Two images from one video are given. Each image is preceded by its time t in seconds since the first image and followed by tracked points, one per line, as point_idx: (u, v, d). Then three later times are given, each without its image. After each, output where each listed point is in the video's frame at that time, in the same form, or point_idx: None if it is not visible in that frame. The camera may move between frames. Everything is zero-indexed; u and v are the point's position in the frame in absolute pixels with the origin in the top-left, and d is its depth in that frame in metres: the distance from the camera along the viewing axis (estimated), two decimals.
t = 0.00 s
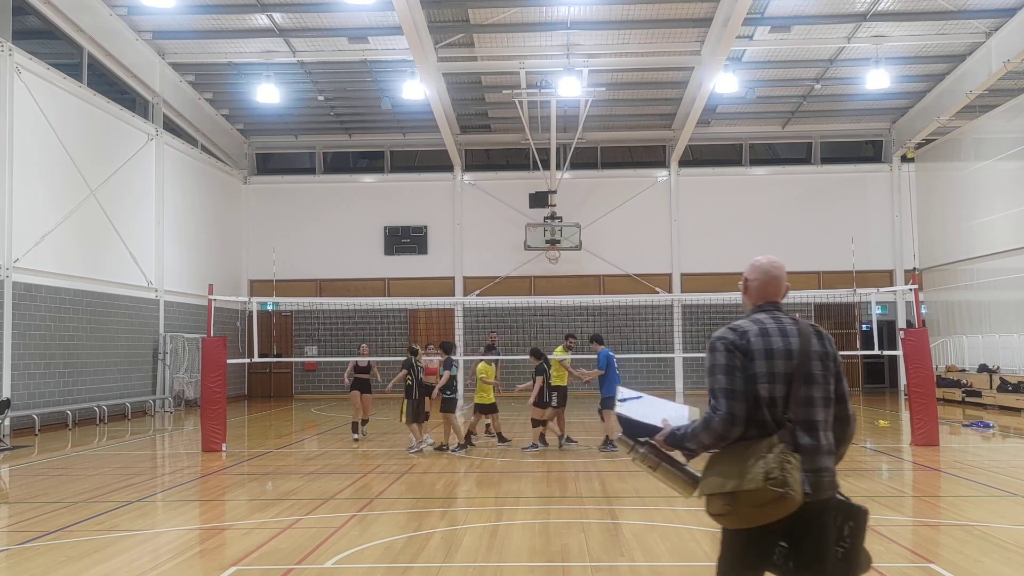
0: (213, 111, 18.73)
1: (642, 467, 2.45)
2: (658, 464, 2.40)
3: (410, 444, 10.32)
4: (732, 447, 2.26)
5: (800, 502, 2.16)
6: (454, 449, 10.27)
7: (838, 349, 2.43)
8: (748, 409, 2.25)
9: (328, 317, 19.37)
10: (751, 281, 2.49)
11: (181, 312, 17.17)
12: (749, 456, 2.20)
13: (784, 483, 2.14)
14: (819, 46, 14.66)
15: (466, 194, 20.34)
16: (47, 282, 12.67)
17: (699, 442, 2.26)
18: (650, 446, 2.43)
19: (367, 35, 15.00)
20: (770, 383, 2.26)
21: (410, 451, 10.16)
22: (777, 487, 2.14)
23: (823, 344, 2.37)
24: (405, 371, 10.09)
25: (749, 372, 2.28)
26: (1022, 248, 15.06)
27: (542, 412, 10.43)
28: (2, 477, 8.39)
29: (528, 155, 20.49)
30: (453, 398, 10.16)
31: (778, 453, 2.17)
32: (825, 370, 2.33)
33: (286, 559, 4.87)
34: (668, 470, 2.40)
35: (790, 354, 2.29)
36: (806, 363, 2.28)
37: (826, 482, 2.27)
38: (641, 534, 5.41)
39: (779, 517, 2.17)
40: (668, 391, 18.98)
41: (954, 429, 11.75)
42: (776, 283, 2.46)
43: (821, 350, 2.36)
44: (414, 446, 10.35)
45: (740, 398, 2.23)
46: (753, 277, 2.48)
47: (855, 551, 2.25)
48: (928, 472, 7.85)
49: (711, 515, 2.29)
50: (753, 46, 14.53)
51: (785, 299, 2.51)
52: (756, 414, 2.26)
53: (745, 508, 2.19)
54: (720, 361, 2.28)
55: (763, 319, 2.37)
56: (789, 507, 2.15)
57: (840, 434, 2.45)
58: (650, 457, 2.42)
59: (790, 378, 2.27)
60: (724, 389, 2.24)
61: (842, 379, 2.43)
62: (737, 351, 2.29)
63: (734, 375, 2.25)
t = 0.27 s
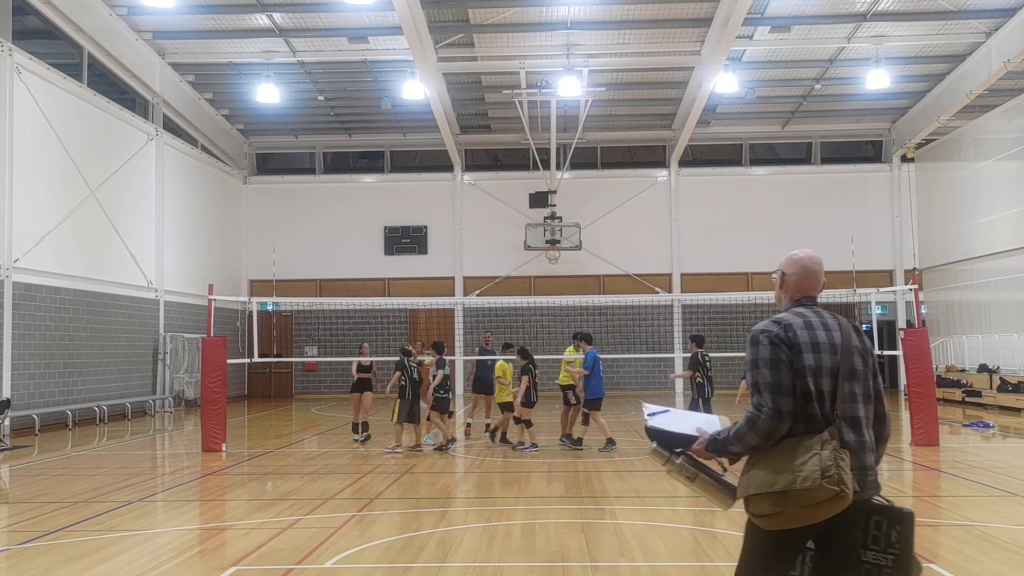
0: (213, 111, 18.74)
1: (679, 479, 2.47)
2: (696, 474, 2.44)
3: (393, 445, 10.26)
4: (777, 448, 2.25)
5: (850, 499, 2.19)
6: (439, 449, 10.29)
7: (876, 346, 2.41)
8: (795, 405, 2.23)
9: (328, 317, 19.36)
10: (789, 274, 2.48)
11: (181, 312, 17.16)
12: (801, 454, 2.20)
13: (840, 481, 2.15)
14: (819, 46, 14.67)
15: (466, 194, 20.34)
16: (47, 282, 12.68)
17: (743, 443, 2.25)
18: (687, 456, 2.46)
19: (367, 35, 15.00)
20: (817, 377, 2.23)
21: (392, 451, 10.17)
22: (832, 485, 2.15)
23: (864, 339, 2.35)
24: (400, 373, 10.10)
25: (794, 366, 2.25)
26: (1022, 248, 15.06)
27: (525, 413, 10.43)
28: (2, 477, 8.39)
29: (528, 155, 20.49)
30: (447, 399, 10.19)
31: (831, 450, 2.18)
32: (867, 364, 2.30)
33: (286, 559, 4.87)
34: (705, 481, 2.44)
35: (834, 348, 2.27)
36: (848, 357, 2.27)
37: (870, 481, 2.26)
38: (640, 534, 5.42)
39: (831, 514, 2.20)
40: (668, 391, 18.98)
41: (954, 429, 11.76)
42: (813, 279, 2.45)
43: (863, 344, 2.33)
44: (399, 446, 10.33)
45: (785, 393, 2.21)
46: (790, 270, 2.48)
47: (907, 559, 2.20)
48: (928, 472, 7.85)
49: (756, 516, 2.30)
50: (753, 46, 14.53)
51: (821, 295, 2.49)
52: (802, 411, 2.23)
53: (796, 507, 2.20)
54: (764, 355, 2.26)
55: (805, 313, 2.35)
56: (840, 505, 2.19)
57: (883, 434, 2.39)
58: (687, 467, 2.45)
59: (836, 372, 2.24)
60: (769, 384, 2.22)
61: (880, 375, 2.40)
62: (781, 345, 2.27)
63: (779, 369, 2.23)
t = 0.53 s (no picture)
0: (213, 111, 18.74)
1: (699, 483, 2.50)
2: (716, 478, 2.46)
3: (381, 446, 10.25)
4: (802, 451, 2.19)
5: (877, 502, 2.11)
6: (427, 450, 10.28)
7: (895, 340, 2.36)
8: (821, 407, 2.16)
9: (328, 317, 19.36)
10: (807, 270, 2.41)
11: (181, 312, 17.16)
12: (825, 455, 2.14)
13: (866, 481, 2.09)
14: (819, 46, 14.66)
15: (466, 194, 20.34)
16: (48, 282, 12.68)
17: (768, 446, 2.18)
18: (708, 461, 2.48)
19: (367, 35, 15.00)
20: (842, 378, 2.18)
21: (381, 451, 10.17)
22: (857, 485, 2.08)
23: (884, 335, 2.29)
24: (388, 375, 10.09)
25: (818, 367, 2.19)
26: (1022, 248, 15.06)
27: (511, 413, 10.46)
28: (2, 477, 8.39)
29: (528, 155, 20.49)
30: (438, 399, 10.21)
31: (856, 449, 2.11)
32: (889, 362, 2.25)
33: (285, 559, 4.87)
34: (725, 486, 2.47)
35: (857, 347, 2.20)
36: (870, 357, 2.21)
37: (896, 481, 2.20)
38: (640, 534, 5.42)
39: (858, 518, 2.12)
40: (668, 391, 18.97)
41: (954, 429, 11.75)
42: (832, 275, 2.38)
43: (884, 341, 2.27)
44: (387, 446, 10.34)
45: (811, 395, 2.15)
46: (807, 266, 2.41)
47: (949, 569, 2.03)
48: (928, 472, 7.85)
49: (780, 521, 2.23)
50: (753, 46, 14.52)
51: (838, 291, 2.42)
52: (828, 413, 2.17)
53: (821, 509, 2.13)
54: (787, 356, 2.20)
55: (825, 312, 2.28)
56: (867, 508, 2.10)
57: (904, 432, 2.35)
58: (708, 472, 2.46)
59: (860, 372, 2.18)
60: (793, 386, 2.17)
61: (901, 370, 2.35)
62: (804, 346, 2.21)
63: (803, 370, 2.18)
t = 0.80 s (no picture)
0: (213, 111, 18.74)
1: (706, 484, 2.47)
2: (724, 482, 2.43)
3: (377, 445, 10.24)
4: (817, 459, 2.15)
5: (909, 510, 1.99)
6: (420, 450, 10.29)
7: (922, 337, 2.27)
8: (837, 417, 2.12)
9: (328, 316, 19.36)
10: (822, 270, 2.35)
11: (181, 312, 17.16)
12: (847, 461, 2.06)
13: (892, 487, 1.98)
14: (819, 46, 14.66)
15: (466, 194, 20.34)
16: (48, 282, 12.68)
17: (778, 455, 2.17)
18: (716, 463, 2.44)
19: (367, 35, 15.00)
20: (860, 384, 2.12)
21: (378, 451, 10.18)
22: (884, 491, 1.98)
23: (908, 333, 2.22)
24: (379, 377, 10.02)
25: (835, 373, 2.14)
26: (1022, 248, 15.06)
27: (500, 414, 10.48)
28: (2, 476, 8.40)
29: (528, 155, 20.49)
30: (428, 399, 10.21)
31: (881, 455, 2.02)
32: (915, 361, 2.17)
33: (285, 559, 4.87)
34: (732, 489, 2.43)
35: (878, 348, 2.13)
36: (892, 357, 2.13)
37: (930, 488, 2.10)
38: (640, 534, 5.42)
39: (888, 528, 2.00)
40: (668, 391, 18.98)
41: (954, 429, 11.75)
42: (849, 273, 2.32)
43: (907, 340, 2.20)
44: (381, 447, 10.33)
45: (823, 404, 2.12)
46: (822, 265, 2.34)
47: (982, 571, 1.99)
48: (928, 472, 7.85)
49: (809, 532, 2.14)
50: (753, 46, 14.52)
51: (857, 290, 2.35)
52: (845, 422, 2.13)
53: (847, 518, 2.03)
54: (798, 364, 2.16)
55: (841, 314, 2.23)
56: (898, 516, 1.99)
57: (942, 432, 2.21)
58: (716, 475, 2.43)
59: (881, 376, 2.11)
60: (805, 395, 2.13)
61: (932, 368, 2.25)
62: (819, 352, 2.16)
63: (816, 379, 2.13)
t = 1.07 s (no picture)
0: (213, 111, 18.73)
1: (718, 490, 2.37)
2: (736, 486, 2.34)
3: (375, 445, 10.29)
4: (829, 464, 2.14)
5: (925, 522, 1.98)
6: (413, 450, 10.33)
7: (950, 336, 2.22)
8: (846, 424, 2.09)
9: (328, 316, 19.35)
10: (847, 268, 2.28)
11: (181, 312, 17.15)
12: (861, 470, 2.03)
13: (908, 500, 1.96)
14: (819, 46, 14.66)
15: (466, 194, 20.34)
16: (47, 282, 12.67)
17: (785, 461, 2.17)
18: (728, 467, 2.36)
19: (367, 35, 15.00)
20: (875, 392, 2.06)
21: (378, 451, 10.24)
22: (898, 504, 1.96)
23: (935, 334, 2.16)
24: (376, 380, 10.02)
25: (854, 379, 2.09)
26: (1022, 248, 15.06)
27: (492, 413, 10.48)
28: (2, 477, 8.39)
29: (528, 155, 20.50)
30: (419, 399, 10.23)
31: (896, 465, 1.99)
32: (939, 365, 2.12)
33: (285, 559, 4.87)
34: (746, 493, 2.34)
35: (902, 352, 2.08)
36: (919, 361, 2.08)
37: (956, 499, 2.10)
38: (640, 534, 5.42)
39: (903, 540, 1.99)
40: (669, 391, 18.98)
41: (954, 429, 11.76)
42: (876, 271, 2.23)
43: (934, 341, 2.15)
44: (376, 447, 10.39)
45: (833, 413, 2.08)
46: (847, 263, 2.28)
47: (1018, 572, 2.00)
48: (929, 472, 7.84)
49: (822, 542, 2.12)
50: (753, 46, 14.52)
51: (885, 287, 2.25)
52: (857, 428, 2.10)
53: (861, 530, 2.01)
54: (811, 371, 2.12)
55: (863, 315, 2.17)
56: (913, 528, 1.97)
57: (971, 435, 2.21)
58: (728, 479, 2.34)
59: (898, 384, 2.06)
60: (814, 403, 2.10)
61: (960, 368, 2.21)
62: (838, 358, 2.10)
63: (828, 388, 2.09)
